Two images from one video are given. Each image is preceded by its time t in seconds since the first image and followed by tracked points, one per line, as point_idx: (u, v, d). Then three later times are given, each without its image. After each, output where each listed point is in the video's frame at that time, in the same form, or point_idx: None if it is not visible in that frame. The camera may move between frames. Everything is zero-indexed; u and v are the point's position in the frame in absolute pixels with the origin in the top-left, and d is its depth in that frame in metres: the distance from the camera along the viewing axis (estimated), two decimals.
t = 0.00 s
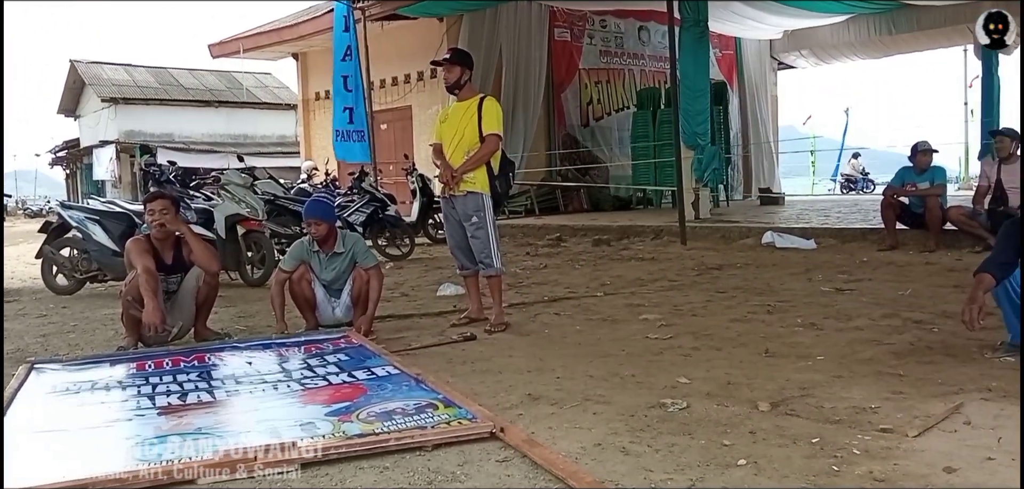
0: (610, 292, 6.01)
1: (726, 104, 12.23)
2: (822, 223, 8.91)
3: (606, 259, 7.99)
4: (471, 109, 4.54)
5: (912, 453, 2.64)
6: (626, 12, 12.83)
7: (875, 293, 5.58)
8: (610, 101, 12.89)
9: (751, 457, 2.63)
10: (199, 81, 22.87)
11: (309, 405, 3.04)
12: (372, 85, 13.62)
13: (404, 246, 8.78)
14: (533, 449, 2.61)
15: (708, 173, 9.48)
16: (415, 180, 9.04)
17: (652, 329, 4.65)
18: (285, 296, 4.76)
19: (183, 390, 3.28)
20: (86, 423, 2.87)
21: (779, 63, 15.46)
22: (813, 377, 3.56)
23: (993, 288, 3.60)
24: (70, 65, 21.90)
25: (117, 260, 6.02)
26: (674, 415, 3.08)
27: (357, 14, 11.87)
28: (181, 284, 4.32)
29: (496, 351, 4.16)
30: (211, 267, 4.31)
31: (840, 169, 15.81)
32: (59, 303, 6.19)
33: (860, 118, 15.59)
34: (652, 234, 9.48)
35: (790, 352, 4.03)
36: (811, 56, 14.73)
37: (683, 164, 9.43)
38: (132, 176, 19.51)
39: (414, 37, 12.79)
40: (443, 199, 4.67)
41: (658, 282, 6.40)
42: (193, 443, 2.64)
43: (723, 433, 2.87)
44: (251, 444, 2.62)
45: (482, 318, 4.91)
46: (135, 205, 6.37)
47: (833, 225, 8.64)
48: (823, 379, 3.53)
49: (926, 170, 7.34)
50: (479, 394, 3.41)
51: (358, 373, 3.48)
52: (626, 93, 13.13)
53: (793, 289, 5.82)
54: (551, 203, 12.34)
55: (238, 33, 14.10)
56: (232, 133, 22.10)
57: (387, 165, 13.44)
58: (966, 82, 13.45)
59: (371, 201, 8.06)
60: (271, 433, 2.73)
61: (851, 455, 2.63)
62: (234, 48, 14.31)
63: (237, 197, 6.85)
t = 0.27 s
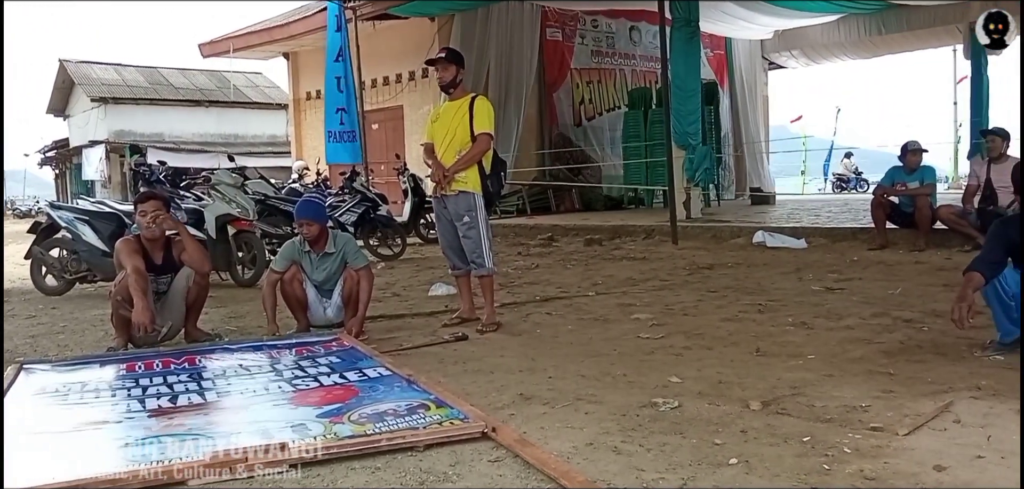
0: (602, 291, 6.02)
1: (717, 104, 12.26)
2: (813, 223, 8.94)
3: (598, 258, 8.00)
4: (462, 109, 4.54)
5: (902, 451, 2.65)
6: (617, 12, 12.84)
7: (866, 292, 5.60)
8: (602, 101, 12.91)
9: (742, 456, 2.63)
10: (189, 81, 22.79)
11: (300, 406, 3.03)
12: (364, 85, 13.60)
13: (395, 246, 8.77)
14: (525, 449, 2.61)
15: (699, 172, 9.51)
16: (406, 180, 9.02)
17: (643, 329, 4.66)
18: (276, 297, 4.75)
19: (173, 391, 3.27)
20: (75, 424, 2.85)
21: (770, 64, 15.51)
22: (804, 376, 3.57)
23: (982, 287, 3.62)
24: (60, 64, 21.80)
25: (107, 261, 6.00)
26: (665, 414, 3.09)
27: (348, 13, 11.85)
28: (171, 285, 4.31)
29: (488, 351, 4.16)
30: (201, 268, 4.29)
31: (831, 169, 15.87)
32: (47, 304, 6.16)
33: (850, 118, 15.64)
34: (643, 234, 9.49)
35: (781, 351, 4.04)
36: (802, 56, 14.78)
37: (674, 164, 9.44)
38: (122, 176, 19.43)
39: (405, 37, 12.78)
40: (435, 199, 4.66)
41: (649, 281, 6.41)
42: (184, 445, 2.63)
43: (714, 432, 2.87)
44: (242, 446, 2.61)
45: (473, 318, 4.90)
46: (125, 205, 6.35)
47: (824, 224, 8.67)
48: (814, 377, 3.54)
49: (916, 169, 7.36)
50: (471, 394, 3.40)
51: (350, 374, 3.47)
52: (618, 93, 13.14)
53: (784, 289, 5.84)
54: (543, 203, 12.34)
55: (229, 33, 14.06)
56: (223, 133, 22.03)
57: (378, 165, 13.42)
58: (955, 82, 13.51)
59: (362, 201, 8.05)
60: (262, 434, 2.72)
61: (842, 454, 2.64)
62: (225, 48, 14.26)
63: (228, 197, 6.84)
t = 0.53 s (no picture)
0: (590, 292, 6.03)
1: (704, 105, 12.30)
2: (799, 223, 8.98)
3: (586, 259, 8.01)
4: (451, 109, 4.54)
5: (888, 450, 2.67)
6: (605, 13, 12.87)
7: (852, 291, 5.64)
8: (590, 102, 12.93)
9: (730, 456, 2.64)
10: (176, 81, 22.69)
11: (288, 408, 3.02)
12: (351, 86, 13.58)
13: (383, 247, 8.76)
14: (514, 450, 2.62)
15: (687, 174, 9.49)
16: (395, 181, 9.01)
17: (631, 329, 4.67)
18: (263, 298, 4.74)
19: (159, 395, 3.25)
20: (60, 428, 2.84)
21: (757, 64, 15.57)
22: (790, 375, 3.59)
23: (966, 287, 3.66)
24: (45, 64, 21.65)
25: (92, 263, 5.96)
26: (653, 414, 3.10)
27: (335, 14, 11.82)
28: (158, 286, 4.29)
29: (476, 352, 4.16)
30: (189, 269, 4.28)
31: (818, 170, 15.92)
32: (32, 306, 6.12)
33: (836, 119, 15.73)
34: (631, 234, 9.52)
35: (768, 351, 4.06)
36: (788, 56, 14.83)
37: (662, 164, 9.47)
38: (108, 177, 19.31)
39: (392, 38, 12.77)
40: (423, 200, 4.66)
41: (637, 282, 6.43)
42: (170, 448, 2.62)
43: (702, 431, 2.89)
44: (229, 449, 2.60)
45: (462, 319, 4.91)
46: (111, 207, 6.31)
47: (810, 224, 8.71)
48: (801, 377, 3.56)
49: (902, 169, 7.41)
50: (459, 395, 3.41)
51: (338, 376, 3.46)
52: (606, 93, 13.15)
53: (771, 288, 5.86)
54: (531, 203, 12.36)
55: (215, 33, 14.01)
56: (209, 134, 21.93)
57: (366, 165, 13.39)
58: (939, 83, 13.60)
59: (350, 201, 8.03)
60: (248, 437, 2.71)
61: (828, 453, 2.66)
62: (211, 48, 14.21)
63: (214, 198, 6.79)
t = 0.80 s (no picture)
0: (579, 292, 6.04)
1: (692, 105, 12.34)
2: (786, 223, 9.00)
3: (575, 259, 8.03)
4: (440, 109, 4.53)
5: (876, 448, 2.68)
6: (593, 13, 12.89)
7: (839, 291, 5.67)
8: (578, 102, 12.95)
9: (719, 455, 2.65)
10: (163, 81, 22.60)
11: (276, 410, 3.01)
12: (340, 85, 13.55)
13: (372, 247, 8.74)
14: (503, 450, 2.62)
15: (675, 173, 9.57)
16: (383, 181, 9.00)
17: (620, 329, 4.68)
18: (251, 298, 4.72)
19: (147, 396, 3.24)
20: (46, 430, 2.82)
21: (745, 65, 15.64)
22: (778, 374, 3.61)
23: (953, 286, 3.69)
24: (30, 64, 21.51)
25: (79, 263, 5.93)
26: (643, 413, 3.10)
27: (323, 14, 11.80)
28: (145, 287, 4.27)
29: (466, 352, 4.16)
30: (177, 270, 4.26)
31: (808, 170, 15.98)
32: (18, 308, 6.08)
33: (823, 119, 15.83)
34: (620, 234, 9.54)
35: (757, 350, 4.07)
36: (776, 57, 14.89)
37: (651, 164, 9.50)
38: (94, 178, 19.19)
39: (381, 38, 12.75)
40: (413, 201, 4.65)
41: (626, 281, 6.44)
42: (157, 450, 2.61)
43: (691, 431, 2.89)
44: (216, 450, 2.59)
45: (451, 319, 4.90)
46: (97, 207, 6.28)
47: (798, 224, 8.75)
48: (789, 376, 3.58)
49: (888, 169, 7.46)
50: (449, 395, 3.41)
51: (326, 377, 3.46)
52: (594, 94, 13.18)
53: (758, 288, 5.88)
54: (520, 203, 12.32)
55: (203, 33, 13.95)
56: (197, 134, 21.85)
57: (355, 166, 13.36)
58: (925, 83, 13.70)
59: (339, 202, 8.01)
60: (236, 439, 2.70)
61: (817, 451, 2.67)
62: (198, 48, 14.14)
63: (201, 198, 6.78)
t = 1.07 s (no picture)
0: (568, 292, 6.05)
1: (682, 105, 12.37)
2: (774, 223, 9.04)
3: (565, 259, 8.03)
4: (429, 109, 4.53)
5: (863, 447, 2.70)
6: (583, 13, 12.90)
7: (826, 290, 5.70)
8: (568, 102, 12.96)
9: (707, 454, 2.66)
10: (151, 81, 22.50)
11: (265, 411, 3.01)
12: (329, 85, 13.51)
13: (362, 248, 8.73)
14: (493, 450, 2.62)
15: (664, 173, 9.59)
16: (373, 182, 8.99)
17: (610, 328, 4.69)
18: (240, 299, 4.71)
19: (134, 397, 3.22)
20: (33, 432, 2.80)
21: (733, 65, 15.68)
22: (767, 373, 3.62)
23: (939, 285, 3.72)
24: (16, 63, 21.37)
25: (66, 264, 5.90)
26: (632, 413, 3.11)
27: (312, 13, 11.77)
28: (132, 288, 4.25)
29: (455, 353, 4.16)
30: (165, 271, 4.24)
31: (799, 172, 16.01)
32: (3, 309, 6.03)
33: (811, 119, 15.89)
34: (609, 234, 9.55)
35: (745, 349, 4.09)
36: (765, 58, 14.92)
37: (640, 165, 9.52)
38: (81, 178, 19.07)
39: (370, 38, 12.73)
40: (402, 201, 4.64)
41: (616, 281, 6.46)
42: (145, 451, 2.60)
43: (680, 430, 2.90)
44: (205, 452, 2.58)
45: (441, 319, 4.90)
46: (84, 207, 6.24)
47: (786, 224, 8.78)
48: (777, 375, 3.59)
49: (875, 169, 7.49)
50: (439, 396, 3.40)
51: (315, 378, 3.45)
52: (583, 94, 13.19)
53: (747, 288, 5.90)
54: (510, 203, 12.36)
55: (191, 32, 13.88)
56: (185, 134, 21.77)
57: (344, 166, 13.34)
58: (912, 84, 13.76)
59: (328, 202, 8.00)
60: (224, 440, 2.70)
61: (805, 450, 2.68)
62: (186, 47, 14.07)
63: (190, 198, 6.77)
